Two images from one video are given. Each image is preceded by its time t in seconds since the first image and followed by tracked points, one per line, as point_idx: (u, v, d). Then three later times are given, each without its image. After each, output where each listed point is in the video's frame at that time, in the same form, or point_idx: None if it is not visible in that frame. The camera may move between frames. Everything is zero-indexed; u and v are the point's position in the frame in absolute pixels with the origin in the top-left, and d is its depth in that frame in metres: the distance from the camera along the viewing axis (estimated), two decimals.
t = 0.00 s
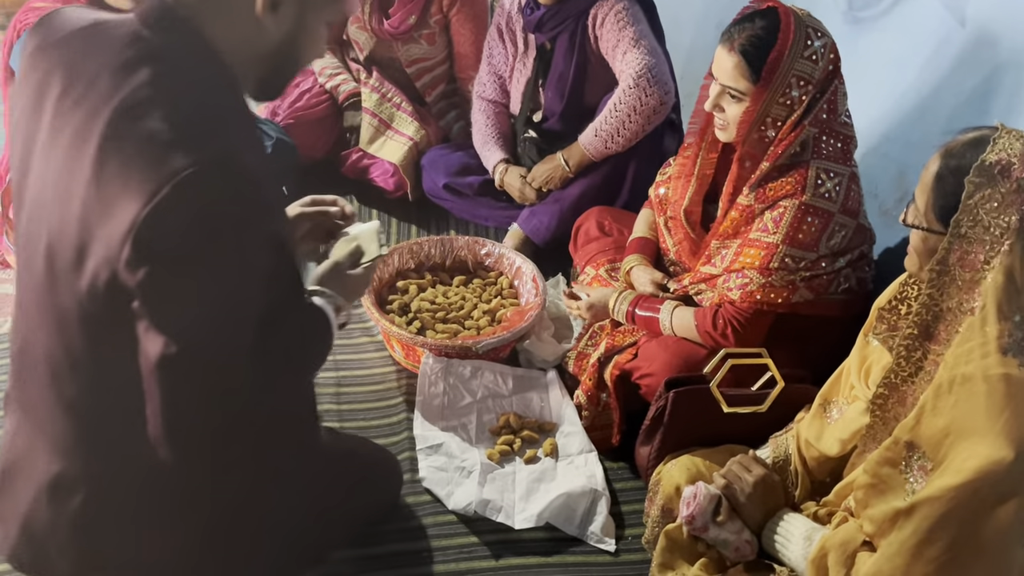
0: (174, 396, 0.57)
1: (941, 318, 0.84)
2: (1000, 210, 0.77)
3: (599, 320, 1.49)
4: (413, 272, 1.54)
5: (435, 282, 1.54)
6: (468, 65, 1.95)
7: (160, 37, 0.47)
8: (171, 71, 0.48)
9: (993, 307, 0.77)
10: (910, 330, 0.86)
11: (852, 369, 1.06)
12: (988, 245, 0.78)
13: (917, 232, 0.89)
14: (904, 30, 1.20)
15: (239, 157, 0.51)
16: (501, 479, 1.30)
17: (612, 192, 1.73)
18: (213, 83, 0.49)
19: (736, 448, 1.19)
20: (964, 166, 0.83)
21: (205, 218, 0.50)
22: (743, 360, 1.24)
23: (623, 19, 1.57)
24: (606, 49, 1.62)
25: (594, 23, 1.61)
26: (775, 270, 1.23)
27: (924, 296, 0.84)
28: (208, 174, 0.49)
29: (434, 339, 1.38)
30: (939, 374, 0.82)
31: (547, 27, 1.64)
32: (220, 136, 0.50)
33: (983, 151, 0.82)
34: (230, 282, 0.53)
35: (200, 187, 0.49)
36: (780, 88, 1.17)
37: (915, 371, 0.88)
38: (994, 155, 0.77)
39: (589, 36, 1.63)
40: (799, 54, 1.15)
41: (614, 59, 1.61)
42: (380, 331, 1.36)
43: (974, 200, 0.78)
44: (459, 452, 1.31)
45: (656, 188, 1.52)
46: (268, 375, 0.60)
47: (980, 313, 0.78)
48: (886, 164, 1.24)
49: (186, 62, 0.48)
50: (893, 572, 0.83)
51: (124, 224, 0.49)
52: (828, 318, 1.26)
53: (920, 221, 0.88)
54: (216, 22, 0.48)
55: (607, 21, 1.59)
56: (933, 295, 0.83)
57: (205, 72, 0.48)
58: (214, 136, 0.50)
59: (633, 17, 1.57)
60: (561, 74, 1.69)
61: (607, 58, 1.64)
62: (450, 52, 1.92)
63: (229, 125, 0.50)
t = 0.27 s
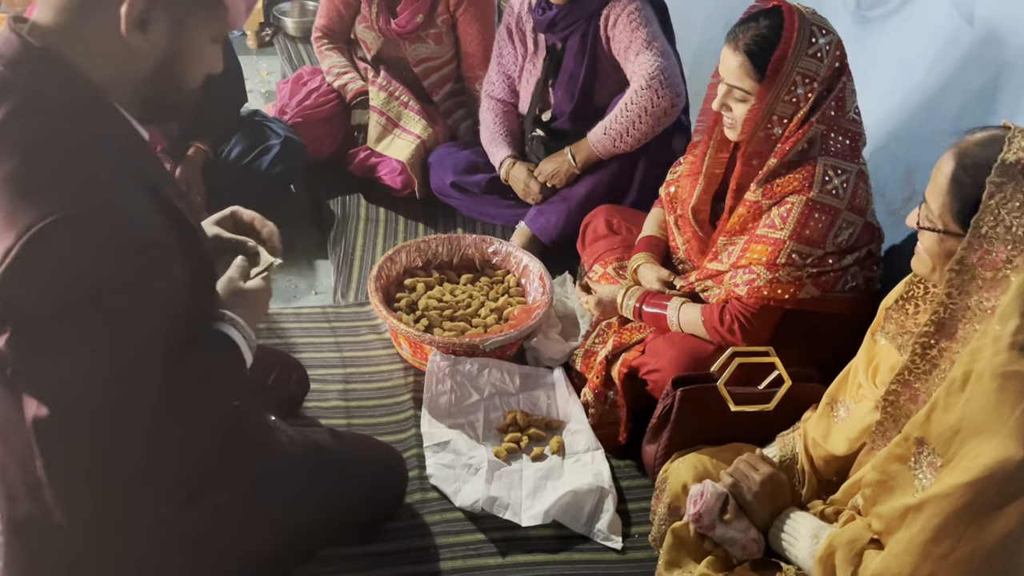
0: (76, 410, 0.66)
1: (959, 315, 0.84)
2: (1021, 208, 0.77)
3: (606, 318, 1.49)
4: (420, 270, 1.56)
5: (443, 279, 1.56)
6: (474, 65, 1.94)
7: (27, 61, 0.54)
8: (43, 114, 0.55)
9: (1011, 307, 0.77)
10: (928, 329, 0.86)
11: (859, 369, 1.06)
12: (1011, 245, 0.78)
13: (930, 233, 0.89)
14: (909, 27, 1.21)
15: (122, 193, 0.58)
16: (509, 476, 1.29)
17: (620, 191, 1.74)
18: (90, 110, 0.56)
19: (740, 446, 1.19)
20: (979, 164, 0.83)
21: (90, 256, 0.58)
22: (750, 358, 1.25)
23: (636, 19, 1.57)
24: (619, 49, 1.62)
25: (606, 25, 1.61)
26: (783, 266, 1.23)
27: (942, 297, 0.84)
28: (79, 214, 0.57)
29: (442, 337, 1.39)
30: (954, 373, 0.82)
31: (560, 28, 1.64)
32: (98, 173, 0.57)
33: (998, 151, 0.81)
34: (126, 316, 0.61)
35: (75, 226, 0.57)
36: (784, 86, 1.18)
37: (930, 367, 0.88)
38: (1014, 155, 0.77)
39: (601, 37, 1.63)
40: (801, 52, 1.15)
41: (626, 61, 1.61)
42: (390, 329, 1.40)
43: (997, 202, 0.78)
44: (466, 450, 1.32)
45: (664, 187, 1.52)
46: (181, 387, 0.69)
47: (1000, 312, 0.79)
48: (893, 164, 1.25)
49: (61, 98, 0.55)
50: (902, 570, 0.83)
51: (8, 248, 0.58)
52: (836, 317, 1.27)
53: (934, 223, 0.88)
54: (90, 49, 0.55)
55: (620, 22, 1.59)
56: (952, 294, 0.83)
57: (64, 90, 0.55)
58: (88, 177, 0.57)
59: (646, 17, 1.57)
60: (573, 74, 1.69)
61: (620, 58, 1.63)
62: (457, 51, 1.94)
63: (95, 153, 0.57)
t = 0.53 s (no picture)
0: (67, 427, 0.72)
1: (989, 317, 0.83)
2: None
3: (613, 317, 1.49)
4: (428, 267, 1.56)
5: (451, 277, 1.56)
6: (482, 62, 1.94)
7: None
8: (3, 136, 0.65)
9: None
10: (954, 329, 0.85)
11: (866, 369, 1.05)
12: None
13: (956, 238, 0.87)
14: (921, 27, 1.21)
15: (75, 201, 0.67)
16: (516, 473, 1.30)
17: (628, 189, 1.74)
18: (44, 115, 0.68)
19: (748, 444, 1.19)
20: (995, 162, 0.82)
21: (56, 269, 0.65)
22: (758, 356, 1.24)
23: (652, 23, 1.57)
24: (637, 54, 1.61)
25: (620, 30, 1.61)
26: (795, 263, 1.23)
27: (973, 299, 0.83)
28: (44, 234, 0.65)
29: (450, 335, 1.40)
30: (977, 370, 0.82)
31: (573, 32, 1.65)
32: (52, 188, 0.66)
33: None
34: (99, 315, 0.68)
35: (31, 245, 0.64)
36: (781, 85, 1.18)
37: (951, 364, 0.87)
38: None
39: (615, 41, 1.63)
40: (796, 49, 1.15)
41: (643, 65, 1.61)
42: (397, 326, 1.41)
43: None
44: (473, 447, 1.32)
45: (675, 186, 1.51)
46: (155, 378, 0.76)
47: None
48: (905, 163, 1.25)
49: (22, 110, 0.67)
50: (913, 567, 0.83)
51: None
52: (846, 314, 1.26)
53: (960, 227, 0.86)
54: (34, 57, 0.67)
55: (634, 26, 1.59)
56: (986, 296, 0.82)
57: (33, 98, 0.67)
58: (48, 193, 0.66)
59: (660, 21, 1.57)
60: (585, 78, 1.69)
61: (635, 62, 1.63)
62: (464, 49, 1.95)
63: (56, 161, 0.68)
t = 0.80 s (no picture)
0: (74, 433, 0.71)
1: (1008, 316, 0.82)
2: None
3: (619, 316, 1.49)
4: (435, 264, 1.57)
5: (457, 274, 1.56)
6: (489, 60, 1.95)
7: None
8: None
9: None
10: (972, 327, 0.85)
11: (877, 365, 1.05)
12: None
13: (977, 237, 0.86)
14: (931, 25, 1.21)
15: (72, 199, 0.67)
16: (522, 471, 1.29)
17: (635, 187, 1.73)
18: (43, 115, 0.69)
19: (755, 442, 1.19)
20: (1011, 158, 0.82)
21: (58, 269, 0.65)
22: (766, 353, 1.23)
23: (665, 32, 1.57)
24: (648, 61, 1.61)
25: (633, 37, 1.61)
26: (800, 262, 1.23)
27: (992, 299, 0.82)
28: (44, 235, 0.64)
29: (456, 332, 1.40)
30: (992, 368, 0.82)
31: (584, 36, 1.65)
32: (49, 188, 0.66)
33: None
34: (101, 312, 0.67)
35: (31, 247, 0.64)
36: (777, 83, 1.18)
37: (966, 362, 0.87)
38: None
39: (626, 46, 1.63)
40: (790, 49, 1.15)
41: (655, 74, 1.61)
42: (403, 323, 1.41)
43: None
44: (480, 445, 1.32)
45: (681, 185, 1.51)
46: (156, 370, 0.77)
47: None
48: (914, 162, 1.25)
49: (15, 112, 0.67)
50: (924, 566, 0.82)
51: None
52: (853, 314, 1.26)
53: (982, 226, 0.85)
54: (27, 55, 0.68)
55: (647, 34, 1.59)
56: (1006, 297, 0.82)
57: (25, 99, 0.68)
58: (46, 194, 0.66)
59: (672, 27, 1.57)
60: (596, 83, 1.69)
61: (647, 71, 1.63)
62: (471, 47, 1.95)
63: (52, 161, 0.68)
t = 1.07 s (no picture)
0: (82, 426, 0.71)
1: (1017, 313, 0.82)
2: None
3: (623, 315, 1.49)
4: (439, 262, 1.57)
5: (462, 272, 1.56)
6: (495, 58, 1.95)
7: None
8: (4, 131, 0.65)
9: None
10: (982, 326, 0.85)
11: (883, 364, 1.05)
12: None
13: (987, 234, 0.86)
14: (940, 22, 1.20)
15: (80, 193, 0.67)
16: (526, 469, 1.29)
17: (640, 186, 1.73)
18: (59, 108, 0.69)
19: (760, 441, 1.18)
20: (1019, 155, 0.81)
21: (66, 262, 0.65)
22: (770, 352, 1.23)
23: (675, 33, 1.57)
24: (659, 62, 1.61)
25: (645, 37, 1.60)
26: (800, 263, 1.22)
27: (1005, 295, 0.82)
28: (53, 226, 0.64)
29: (460, 330, 1.40)
30: (1002, 366, 0.81)
31: (594, 34, 1.64)
32: (58, 180, 0.66)
33: None
34: (112, 305, 0.67)
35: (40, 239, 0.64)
36: (769, 85, 1.19)
37: (975, 361, 0.86)
38: None
39: (636, 45, 1.63)
40: (782, 51, 1.16)
41: (665, 75, 1.61)
42: (408, 321, 1.41)
43: None
44: (484, 443, 1.32)
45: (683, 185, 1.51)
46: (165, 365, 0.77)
47: None
48: (920, 160, 1.24)
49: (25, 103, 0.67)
50: (931, 565, 0.82)
51: None
52: (857, 313, 1.26)
53: (993, 223, 0.85)
54: (43, 47, 0.68)
55: (658, 34, 1.58)
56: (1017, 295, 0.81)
57: (36, 90, 0.68)
58: (53, 184, 0.66)
59: (683, 28, 1.57)
60: (605, 83, 1.68)
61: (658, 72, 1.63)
62: (477, 45, 1.95)
63: (61, 153, 0.68)
